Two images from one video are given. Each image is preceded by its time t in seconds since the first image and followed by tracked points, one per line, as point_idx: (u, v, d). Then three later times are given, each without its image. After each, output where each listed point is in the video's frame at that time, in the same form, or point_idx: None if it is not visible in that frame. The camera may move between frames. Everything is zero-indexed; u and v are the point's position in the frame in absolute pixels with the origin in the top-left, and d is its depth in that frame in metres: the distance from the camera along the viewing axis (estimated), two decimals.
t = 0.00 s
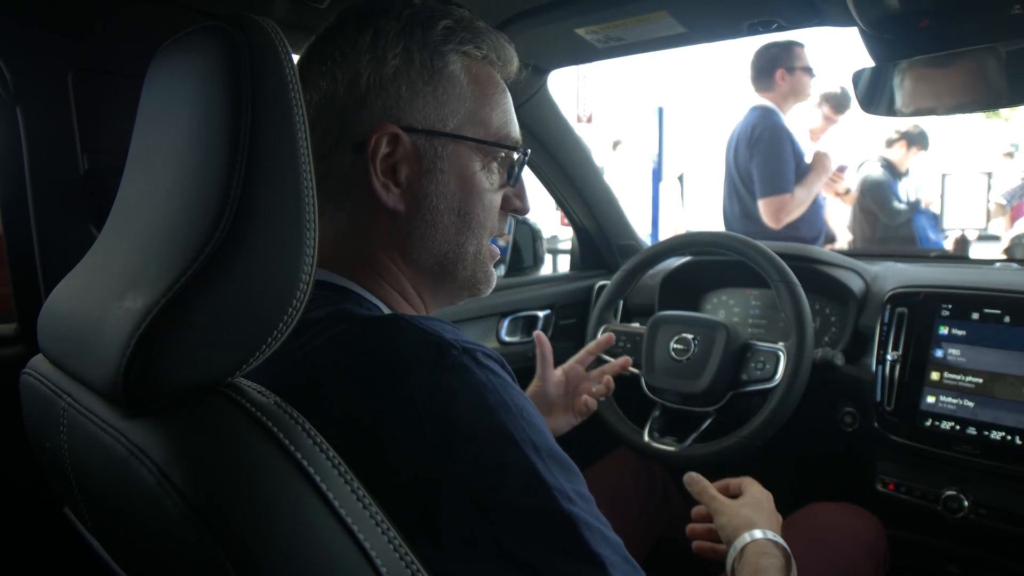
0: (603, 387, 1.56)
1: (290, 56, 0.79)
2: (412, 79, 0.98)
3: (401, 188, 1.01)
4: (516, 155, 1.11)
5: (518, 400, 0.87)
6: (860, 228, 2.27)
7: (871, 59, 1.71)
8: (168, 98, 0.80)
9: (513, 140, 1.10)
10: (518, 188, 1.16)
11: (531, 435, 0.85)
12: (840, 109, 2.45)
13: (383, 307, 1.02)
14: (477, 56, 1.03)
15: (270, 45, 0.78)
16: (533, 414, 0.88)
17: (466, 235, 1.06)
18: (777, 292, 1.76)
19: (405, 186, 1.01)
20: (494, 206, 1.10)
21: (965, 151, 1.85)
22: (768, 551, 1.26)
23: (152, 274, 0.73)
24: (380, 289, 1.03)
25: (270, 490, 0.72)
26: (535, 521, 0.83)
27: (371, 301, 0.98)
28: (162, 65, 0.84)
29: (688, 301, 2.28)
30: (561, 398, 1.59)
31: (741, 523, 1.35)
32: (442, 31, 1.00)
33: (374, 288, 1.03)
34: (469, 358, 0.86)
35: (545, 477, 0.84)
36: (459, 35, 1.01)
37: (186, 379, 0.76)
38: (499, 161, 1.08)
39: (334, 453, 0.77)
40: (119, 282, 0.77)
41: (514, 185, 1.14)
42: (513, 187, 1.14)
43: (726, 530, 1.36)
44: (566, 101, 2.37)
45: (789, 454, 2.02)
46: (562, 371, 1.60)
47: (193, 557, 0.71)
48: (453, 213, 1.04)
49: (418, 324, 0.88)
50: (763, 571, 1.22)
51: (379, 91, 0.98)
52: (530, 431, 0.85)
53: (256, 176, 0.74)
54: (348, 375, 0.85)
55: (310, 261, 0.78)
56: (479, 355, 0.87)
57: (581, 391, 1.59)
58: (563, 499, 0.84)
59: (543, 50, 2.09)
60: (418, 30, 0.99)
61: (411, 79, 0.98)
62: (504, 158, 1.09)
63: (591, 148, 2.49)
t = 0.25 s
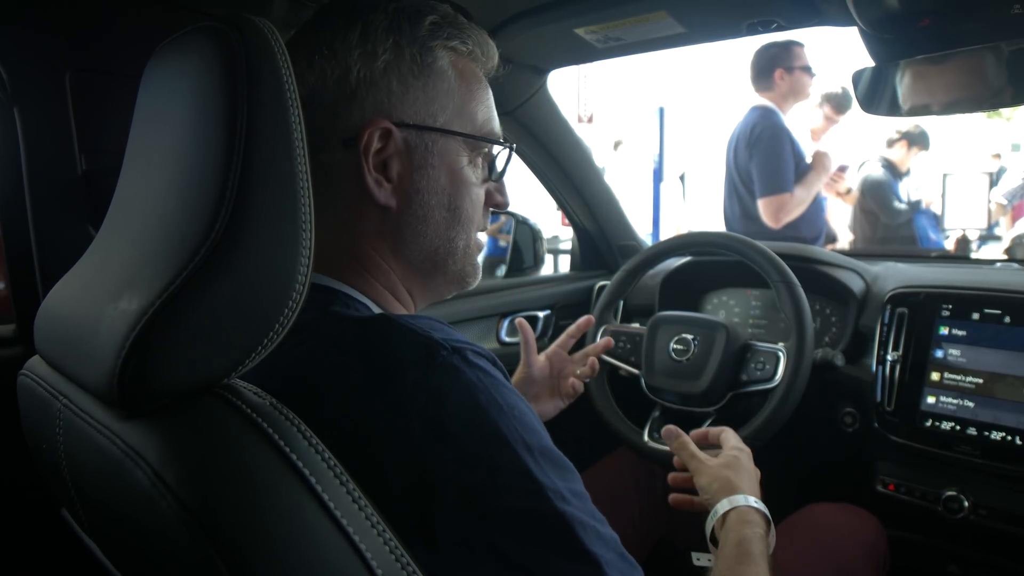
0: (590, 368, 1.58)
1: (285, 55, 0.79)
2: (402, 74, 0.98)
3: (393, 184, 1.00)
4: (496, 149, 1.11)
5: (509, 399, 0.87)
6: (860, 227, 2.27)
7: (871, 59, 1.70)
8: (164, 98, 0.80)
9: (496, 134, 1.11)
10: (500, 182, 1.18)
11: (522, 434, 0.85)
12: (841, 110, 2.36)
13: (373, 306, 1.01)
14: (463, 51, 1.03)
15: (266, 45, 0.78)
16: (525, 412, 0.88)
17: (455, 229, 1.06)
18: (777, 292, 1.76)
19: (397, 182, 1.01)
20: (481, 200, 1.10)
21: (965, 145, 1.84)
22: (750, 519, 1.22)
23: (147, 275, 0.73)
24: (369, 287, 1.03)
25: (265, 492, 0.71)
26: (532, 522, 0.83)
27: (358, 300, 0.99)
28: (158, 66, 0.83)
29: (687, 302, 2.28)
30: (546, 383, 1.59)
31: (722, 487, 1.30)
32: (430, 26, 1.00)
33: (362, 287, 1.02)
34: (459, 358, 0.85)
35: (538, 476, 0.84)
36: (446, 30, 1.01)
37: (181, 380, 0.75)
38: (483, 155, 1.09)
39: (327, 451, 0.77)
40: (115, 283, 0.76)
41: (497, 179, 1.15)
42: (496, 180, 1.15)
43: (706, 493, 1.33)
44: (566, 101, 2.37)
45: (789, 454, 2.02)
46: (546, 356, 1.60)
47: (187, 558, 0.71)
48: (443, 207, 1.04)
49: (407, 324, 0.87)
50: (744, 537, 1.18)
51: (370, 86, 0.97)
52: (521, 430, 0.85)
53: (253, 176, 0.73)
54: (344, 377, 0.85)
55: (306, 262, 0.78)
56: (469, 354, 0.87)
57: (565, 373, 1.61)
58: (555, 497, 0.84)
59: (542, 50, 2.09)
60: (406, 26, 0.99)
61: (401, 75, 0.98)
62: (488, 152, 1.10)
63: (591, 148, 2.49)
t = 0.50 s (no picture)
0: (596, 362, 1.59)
1: (284, 57, 0.80)
2: (416, 77, 0.98)
3: (403, 188, 1.00)
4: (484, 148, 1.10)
5: (506, 409, 0.86)
6: (860, 227, 2.27)
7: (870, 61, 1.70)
8: (163, 101, 0.80)
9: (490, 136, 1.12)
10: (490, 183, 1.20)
11: (519, 446, 0.84)
12: (840, 109, 2.32)
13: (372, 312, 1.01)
14: (468, 54, 1.04)
15: (265, 48, 0.78)
16: (522, 422, 0.87)
17: (457, 231, 1.07)
18: (776, 292, 1.76)
19: (406, 186, 1.00)
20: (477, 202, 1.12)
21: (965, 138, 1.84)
22: (765, 510, 1.22)
23: (147, 278, 0.73)
24: (366, 292, 1.02)
25: (264, 495, 0.71)
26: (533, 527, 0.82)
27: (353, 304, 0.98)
28: (158, 68, 0.83)
29: (687, 302, 2.27)
30: (550, 378, 1.59)
31: (737, 475, 1.31)
32: (439, 29, 1.00)
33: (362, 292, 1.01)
34: (453, 367, 0.85)
35: (535, 489, 0.83)
36: (454, 33, 1.02)
37: (180, 383, 0.75)
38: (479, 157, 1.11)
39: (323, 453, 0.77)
40: (113, 286, 0.77)
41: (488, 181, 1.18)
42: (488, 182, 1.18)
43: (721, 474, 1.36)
44: (565, 102, 2.37)
45: (789, 455, 2.02)
46: (551, 351, 1.59)
47: (186, 562, 0.71)
48: (449, 210, 1.05)
49: (401, 332, 0.88)
50: (757, 531, 1.17)
51: (384, 89, 0.96)
52: (518, 442, 0.84)
53: (251, 179, 0.73)
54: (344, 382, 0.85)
55: (304, 266, 0.78)
56: (464, 362, 0.87)
57: (570, 369, 1.61)
58: (552, 511, 0.83)
59: (542, 51, 2.09)
60: (418, 27, 0.98)
61: (415, 78, 0.98)
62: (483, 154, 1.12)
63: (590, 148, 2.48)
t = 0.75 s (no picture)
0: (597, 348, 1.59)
1: (285, 59, 0.80)
2: (419, 80, 0.98)
3: (406, 192, 1.00)
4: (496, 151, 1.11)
5: (510, 416, 0.87)
6: (860, 229, 2.27)
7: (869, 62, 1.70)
8: (164, 102, 0.80)
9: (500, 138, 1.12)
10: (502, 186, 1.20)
11: (521, 453, 0.84)
12: (839, 112, 2.30)
13: (379, 316, 1.01)
14: (476, 56, 1.04)
15: (266, 50, 0.78)
16: (525, 429, 0.88)
17: (464, 235, 1.07)
18: (777, 294, 1.76)
19: (409, 190, 1.01)
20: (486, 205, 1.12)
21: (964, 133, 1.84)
22: (762, 506, 1.22)
23: (147, 279, 0.73)
24: (374, 295, 1.03)
25: (264, 496, 0.72)
26: (532, 528, 0.82)
27: (358, 308, 0.99)
28: (159, 71, 0.84)
29: (688, 304, 2.28)
30: (551, 367, 1.59)
31: (730, 470, 1.32)
32: (445, 30, 1.00)
33: (369, 296, 1.02)
34: (456, 371, 0.85)
35: (535, 497, 0.83)
36: (461, 33, 1.02)
37: (181, 384, 0.76)
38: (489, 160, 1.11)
39: (324, 454, 0.77)
40: (114, 287, 0.77)
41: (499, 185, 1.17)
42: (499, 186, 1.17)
43: (710, 469, 1.37)
44: (565, 104, 2.37)
45: (789, 456, 2.02)
46: (550, 340, 1.60)
47: (186, 562, 0.71)
48: (455, 214, 1.05)
49: (406, 335, 0.89)
50: (755, 527, 1.17)
51: (385, 91, 0.96)
52: (520, 449, 0.85)
53: (252, 181, 0.74)
54: (347, 386, 0.85)
55: (305, 269, 0.78)
56: (467, 366, 0.87)
57: (570, 356, 1.61)
58: (551, 520, 0.83)
59: (542, 54, 2.10)
60: (423, 29, 0.98)
61: (419, 80, 0.98)
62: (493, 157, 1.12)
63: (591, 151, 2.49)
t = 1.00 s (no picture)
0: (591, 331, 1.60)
1: (287, 63, 0.80)
2: (415, 79, 0.99)
3: (401, 193, 1.01)
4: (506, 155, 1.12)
5: (513, 418, 0.87)
6: (859, 230, 2.26)
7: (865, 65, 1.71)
8: (166, 106, 0.81)
9: (506, 141, 1.12)
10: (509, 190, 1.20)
11: (524, 455, 0.85)
12: (837, 113, 2.32)
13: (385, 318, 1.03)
14: (475, 56, 1.04)
15: (269, 54, 0.79)
16: (532, 435, 0.88)
17: (465, 237, 1.07)
18: (776, 295, 1.76)
19: (404, 191, 1.01)
20: (490, 207, 1.12)
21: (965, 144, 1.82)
22: (756, 503, 1.23)
23: (149, 281, 0.74)
24: (378, 297, 1.04)
25: (266, 498, 0.72)
26: (533, 529, 0.83)
27: (363, 308, 0.99)
28: (161, 75, 0.84)
29: (689, 305, 2.28)
30: (545, 355, 1.60)
31: (722, 469, 1.32)
32: (442, 29, 1.00)
33: (371, 297, 1.03)
34: (460, 374, 0.86)
35: (537, 500, 0.84)
36: (459, 33, 1.02)
37: (183, 386, 0.76)
38: (493, 163, 1.10)
39: (327, 456, 0.78)
40: (117, 290, 0.77)
41: (506, 188, 1.17)
42: (506, 189, 1.17)
43: (702, 467, 1.36)
44: (565, 106, 2.38)
45: (789, 457, 2.02)
46: (540, 331, 1.61)
47: (189, 564, 0.71)
48: (454, 216, 1.05)
49: (409, 336, 0.89)
50: (749, 525, 1.17)
51: (379, 91, 0.97)
52: (523, 450, 0.85)
53: (254, 184, 0.74)
54: (349, 389, 0.85)
55: (307, 271, 0.79)
56: (470, 368, 0.87)
57: (562, 343, 1.62)
58: (553, 521, 0.84)
59: (542, 56, 2.10)
60: (419, 28, 0.99)
61: (414, 80, 0.99)
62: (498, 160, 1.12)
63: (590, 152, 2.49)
